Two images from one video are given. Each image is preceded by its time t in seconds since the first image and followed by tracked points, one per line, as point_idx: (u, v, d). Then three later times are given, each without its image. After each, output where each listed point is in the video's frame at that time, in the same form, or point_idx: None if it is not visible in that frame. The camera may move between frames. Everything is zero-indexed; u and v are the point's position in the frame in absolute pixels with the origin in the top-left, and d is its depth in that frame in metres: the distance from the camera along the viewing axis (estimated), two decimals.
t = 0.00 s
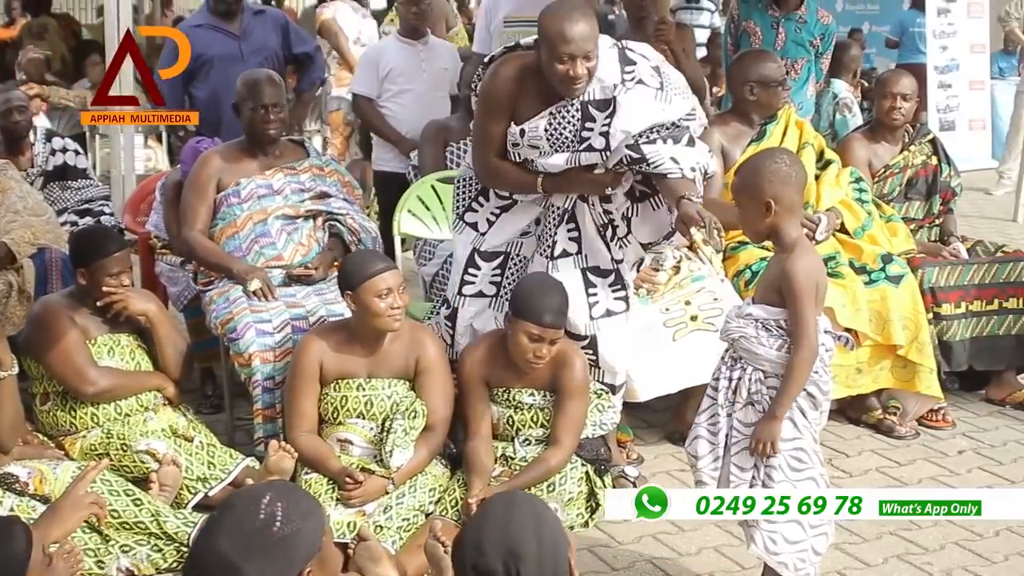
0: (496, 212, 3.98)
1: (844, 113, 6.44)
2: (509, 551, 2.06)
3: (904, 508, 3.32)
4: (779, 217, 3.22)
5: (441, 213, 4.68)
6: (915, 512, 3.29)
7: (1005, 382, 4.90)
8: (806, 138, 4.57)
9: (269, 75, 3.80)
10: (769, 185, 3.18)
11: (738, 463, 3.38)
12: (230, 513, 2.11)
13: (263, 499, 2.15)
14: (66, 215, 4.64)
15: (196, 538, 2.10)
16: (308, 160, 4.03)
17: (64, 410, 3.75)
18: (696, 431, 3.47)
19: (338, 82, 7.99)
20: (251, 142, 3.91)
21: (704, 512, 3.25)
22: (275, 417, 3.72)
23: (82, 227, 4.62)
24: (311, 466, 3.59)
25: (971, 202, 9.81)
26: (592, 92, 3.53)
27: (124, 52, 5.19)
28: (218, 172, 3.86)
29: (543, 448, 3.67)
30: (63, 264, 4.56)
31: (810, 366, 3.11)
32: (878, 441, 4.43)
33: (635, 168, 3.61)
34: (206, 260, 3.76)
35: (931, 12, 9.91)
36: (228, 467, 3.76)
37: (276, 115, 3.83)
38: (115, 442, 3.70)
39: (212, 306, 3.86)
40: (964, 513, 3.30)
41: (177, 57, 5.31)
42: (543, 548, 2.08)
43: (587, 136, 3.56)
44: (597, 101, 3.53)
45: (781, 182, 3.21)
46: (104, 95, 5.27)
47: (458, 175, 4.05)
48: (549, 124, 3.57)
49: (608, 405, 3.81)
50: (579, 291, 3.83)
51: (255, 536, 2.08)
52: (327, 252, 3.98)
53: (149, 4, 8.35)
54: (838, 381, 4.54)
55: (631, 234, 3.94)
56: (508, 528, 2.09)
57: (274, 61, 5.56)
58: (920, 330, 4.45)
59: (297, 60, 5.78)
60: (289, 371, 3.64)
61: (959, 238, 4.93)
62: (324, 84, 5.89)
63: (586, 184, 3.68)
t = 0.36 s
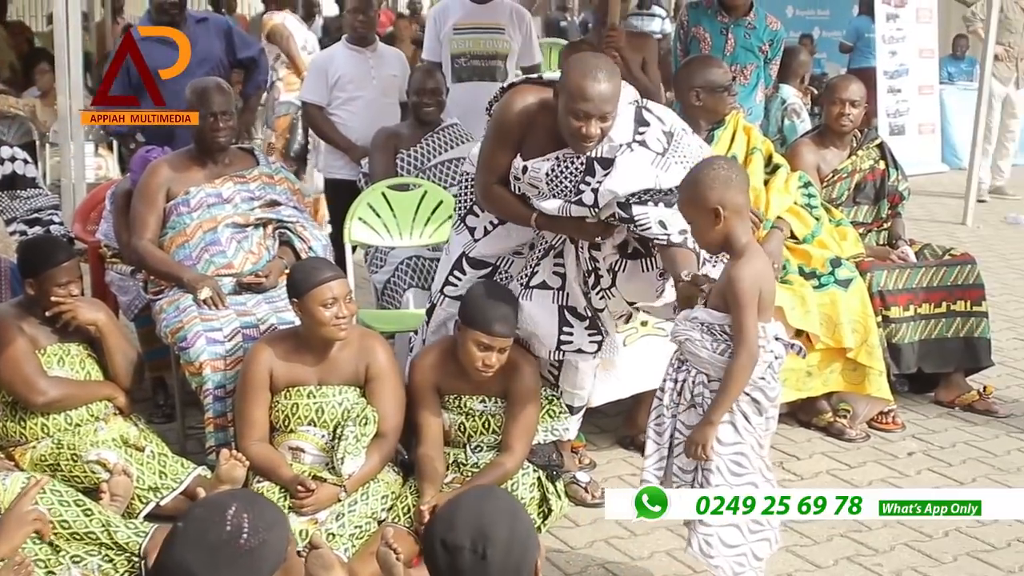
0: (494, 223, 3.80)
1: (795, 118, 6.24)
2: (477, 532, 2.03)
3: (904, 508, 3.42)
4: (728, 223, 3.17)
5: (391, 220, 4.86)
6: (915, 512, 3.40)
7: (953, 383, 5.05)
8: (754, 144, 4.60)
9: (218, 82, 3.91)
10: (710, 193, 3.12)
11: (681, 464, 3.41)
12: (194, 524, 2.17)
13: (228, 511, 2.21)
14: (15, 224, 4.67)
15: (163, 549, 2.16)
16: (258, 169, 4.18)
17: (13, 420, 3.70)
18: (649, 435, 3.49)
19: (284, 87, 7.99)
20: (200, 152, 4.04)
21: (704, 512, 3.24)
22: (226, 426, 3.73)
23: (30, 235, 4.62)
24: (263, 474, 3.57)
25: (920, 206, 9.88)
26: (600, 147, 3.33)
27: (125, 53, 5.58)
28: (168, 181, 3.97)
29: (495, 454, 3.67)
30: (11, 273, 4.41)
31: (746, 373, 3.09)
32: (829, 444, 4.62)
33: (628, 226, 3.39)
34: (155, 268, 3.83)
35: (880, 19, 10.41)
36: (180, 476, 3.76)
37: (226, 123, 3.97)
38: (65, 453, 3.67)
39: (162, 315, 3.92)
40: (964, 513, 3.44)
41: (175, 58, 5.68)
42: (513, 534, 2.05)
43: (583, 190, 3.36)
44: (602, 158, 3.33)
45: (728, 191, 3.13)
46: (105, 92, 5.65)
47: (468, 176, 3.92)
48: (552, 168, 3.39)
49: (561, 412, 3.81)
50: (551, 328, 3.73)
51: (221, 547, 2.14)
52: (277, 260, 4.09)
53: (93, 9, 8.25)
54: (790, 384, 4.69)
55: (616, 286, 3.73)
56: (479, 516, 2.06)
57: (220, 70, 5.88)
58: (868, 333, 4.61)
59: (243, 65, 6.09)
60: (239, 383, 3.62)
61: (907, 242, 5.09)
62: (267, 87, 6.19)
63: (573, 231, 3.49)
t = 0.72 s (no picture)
0: (464, 229, 3.84)
1: (747, 122, 6.05)
2: (417, 535, 2.03)
3: (904, 508, 3.80)
4: (692, 225, 3.17)
5: (356, 224, 4.85)
6: (914, 510, 3.79)
7: (917, 383, 5.08)
8: (717, 147, 4.66)
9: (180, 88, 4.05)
10: (666, 200, 3.13)
11: (648, 463, 3.38)
12: (162, 528, 2.06)
13: (198, 515, 2.09)
14: None
15: (128, 550, 2.05)
16: (222, 173, 4.31)
17: None
18: (616, 434, 3.46)
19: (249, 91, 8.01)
20: (163, 157, 4.15)
21: (704, 511, 3.28)
22: (191, 430, 3.77)
23: None
24: (228, 479, 3.51)
25: (887, 207, 9.94)
26: (574, 157, 3.36)
27: (126, 52, 5.52)
28: (131, 186, 4.08)
29: (461, 456, 3.68)
30: None
31: (711, 374, 3.07)
32: (794, 444, 4.67)
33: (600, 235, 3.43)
34: (119, 273, 3.93)
35: (843, 20, 10.61)
36: (145, 481, 3.69)
37: (190, 129, 4.09)
38: (29, 459, 3.62)
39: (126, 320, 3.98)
40: (963, 512, 3.82)
41: (175, 59, 5.75)
42: (454, 536, 2.04)
43: (556, 199, 3.39)
44: (575, 167, 3.36)
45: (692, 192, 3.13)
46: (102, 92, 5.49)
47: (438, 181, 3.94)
48: (525, 176, 3.41)
49: (526, 414, 3.86)
50: (520, 336, 3.72)
51: (187, 549, 2.02)
52: (242, 264, 4.20)
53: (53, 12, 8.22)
54: (754, 384, 4.72)
55: (587, 294, 3.73)
56: (420, 518, 2.06)
57: (208, 74, 5.87)
58: (833, 334, 4.65)
59: (234, 73, 6.02)
60: (205, 389, 3.57)
61: (870, 243, 5.13)
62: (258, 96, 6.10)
63: (545, 239, 3.51)
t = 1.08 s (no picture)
0: (446, 229, 3.83)
1: (734, 122, 6.07)
2: (386, 543, 2.04)
3: (904, 508, 3.89)
4: (678, 223, 3.15)
5: (342, 224, 4.86)
6: (914, 511, 3.88)
7: (903, 383, 5.10)
8: (703, 149, 4.75)
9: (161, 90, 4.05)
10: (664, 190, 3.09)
11: (624, 460, 3.39)
12: (138, 528, 2.06)
13: (174, 515, 2.10)
14: None
15: (104, 552, 2.05)
16: (207, 175, 4.33)
17: None
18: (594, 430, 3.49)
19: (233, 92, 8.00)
20: (148, 158, 4.17)
21: (704, 511, 3.29)
22: (177, 431, 3.77)
23: None
24: (213, 480, 3.48)
25: (874, 207, 9.96)
26: (551, 151, 3.35)
27: (125, 52, 5.49)
28: (116, 187, 4.09)
29: (447, 457, 3.66)
30: None
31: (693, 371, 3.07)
32: (781, 444, 4.68)
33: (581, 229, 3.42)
34: (105, 275, 3.94)
35: (829, 21, 10.47)
36: (131, 483, 3.68)
37: (174, 130, 4.10)
38: (15, 461, 3.60)
39: (112, 322, 4.00)
40: (962, 511, 3.95)
41: (175, 57, 5.64)
42: (423, 540, 2.05)
43: (534, 193, 3.39)
44: (552, 162, 3.35)
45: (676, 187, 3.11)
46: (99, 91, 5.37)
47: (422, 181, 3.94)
48: (503, 171, 3.41)
49: (511, 414, 3.86)
50: (504, 334, 3.72)
51: (163, 550, 2.02)
52: (228, 265, 4.22)
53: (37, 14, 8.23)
54: (738, 382, 4.73)
55: (568, 289, 3.76)
56: (388, 524, 2.07)
57: (214, 74, 5.79)
58: (819, 333, 4.67)
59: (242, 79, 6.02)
60: (190, 390, 3.55)
61: (855, 243, 5.15)
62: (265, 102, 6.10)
63: (524, 235, 3.51)
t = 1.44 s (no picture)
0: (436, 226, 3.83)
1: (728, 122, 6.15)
2: (369, 551, 2.03)
3: (904, 508, 3.74)
4: (671, 222, 3.17)
5: (336, 224, 4.87)
6: (914, 512, 3.73)
7: (897, 382, 5.11)
8: (697, 148, 4.75)
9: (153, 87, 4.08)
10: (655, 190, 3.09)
11: (630, 463, 3.35)
12: (127, 528, 2.06)
13: (163, 514, 2.10)
14: None
15: (94, 552, 2.05)
16: (201, 173, 4.33)
17: None
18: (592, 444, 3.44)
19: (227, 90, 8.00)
20: (142, 156, 4.16)
21: (704, 512, 3.29)
22: (172, 431, 3.76)
23: None
24: (208, 479, 3.48)
25: (869, 207, 9.96)
26: (534, 147, 3.35)
27: (125, 52, 5.46)
28: (111, 186, 4.10)
29: (442, 456, 3.67)
30: None
31: (681, 368, 3.06)
32: (776, 443, 4.68)
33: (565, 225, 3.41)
34: (99, 273, 3.96)
35: (824, 21, 10.43)
36: (126, 482, 3.66)
37: (168, 129, 4.10)
38: (9, 460, 3.57)
39: (106, 321, 3.99)
40: (963, 512, 3.83)
41: (176, 57, 5.65)
42: (406, 543, 2.05)
43: (518, 190, 3.37)
44: (536, 158, 3.34)
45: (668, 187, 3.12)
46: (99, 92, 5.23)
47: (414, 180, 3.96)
48: (488, 168, 3.40)
49: (507, 412, 3.86)
50: (496, 332, 3.72)
51: (153, 548, 2.02)
52: (222, 264, 4.22)
53: (32, 13, 8.26)
54: (733, 380, 4.74)
55: (556, 284, 3.73)
56: (370, 528, 2.07)
57: (214, 71, 5.83)
58: (814, 332, 4.67)
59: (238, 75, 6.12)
60: (185, 389, 3.55)
61: (849, 241, 5.16)
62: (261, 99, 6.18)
63: (509, 230, 3.49)
